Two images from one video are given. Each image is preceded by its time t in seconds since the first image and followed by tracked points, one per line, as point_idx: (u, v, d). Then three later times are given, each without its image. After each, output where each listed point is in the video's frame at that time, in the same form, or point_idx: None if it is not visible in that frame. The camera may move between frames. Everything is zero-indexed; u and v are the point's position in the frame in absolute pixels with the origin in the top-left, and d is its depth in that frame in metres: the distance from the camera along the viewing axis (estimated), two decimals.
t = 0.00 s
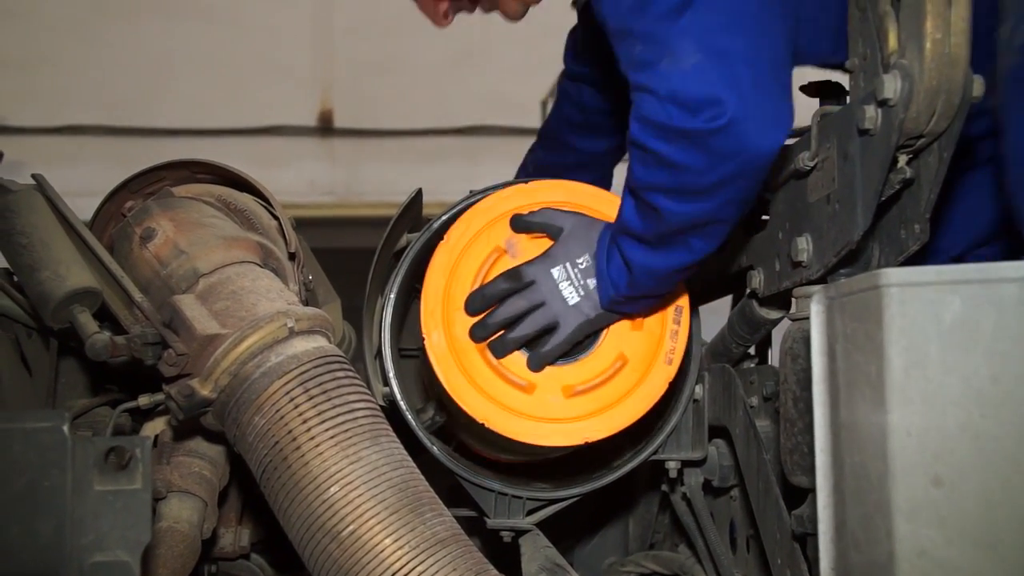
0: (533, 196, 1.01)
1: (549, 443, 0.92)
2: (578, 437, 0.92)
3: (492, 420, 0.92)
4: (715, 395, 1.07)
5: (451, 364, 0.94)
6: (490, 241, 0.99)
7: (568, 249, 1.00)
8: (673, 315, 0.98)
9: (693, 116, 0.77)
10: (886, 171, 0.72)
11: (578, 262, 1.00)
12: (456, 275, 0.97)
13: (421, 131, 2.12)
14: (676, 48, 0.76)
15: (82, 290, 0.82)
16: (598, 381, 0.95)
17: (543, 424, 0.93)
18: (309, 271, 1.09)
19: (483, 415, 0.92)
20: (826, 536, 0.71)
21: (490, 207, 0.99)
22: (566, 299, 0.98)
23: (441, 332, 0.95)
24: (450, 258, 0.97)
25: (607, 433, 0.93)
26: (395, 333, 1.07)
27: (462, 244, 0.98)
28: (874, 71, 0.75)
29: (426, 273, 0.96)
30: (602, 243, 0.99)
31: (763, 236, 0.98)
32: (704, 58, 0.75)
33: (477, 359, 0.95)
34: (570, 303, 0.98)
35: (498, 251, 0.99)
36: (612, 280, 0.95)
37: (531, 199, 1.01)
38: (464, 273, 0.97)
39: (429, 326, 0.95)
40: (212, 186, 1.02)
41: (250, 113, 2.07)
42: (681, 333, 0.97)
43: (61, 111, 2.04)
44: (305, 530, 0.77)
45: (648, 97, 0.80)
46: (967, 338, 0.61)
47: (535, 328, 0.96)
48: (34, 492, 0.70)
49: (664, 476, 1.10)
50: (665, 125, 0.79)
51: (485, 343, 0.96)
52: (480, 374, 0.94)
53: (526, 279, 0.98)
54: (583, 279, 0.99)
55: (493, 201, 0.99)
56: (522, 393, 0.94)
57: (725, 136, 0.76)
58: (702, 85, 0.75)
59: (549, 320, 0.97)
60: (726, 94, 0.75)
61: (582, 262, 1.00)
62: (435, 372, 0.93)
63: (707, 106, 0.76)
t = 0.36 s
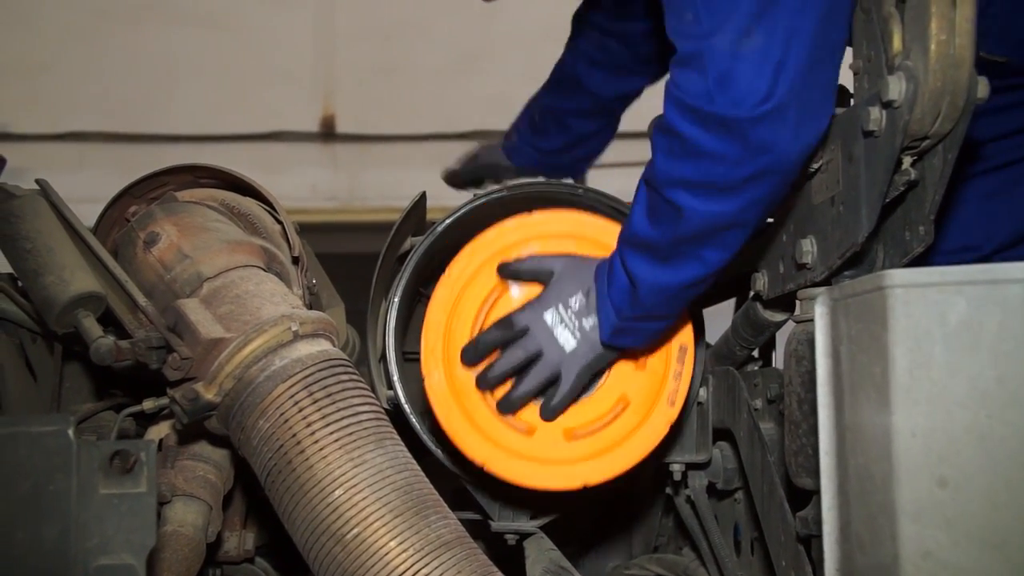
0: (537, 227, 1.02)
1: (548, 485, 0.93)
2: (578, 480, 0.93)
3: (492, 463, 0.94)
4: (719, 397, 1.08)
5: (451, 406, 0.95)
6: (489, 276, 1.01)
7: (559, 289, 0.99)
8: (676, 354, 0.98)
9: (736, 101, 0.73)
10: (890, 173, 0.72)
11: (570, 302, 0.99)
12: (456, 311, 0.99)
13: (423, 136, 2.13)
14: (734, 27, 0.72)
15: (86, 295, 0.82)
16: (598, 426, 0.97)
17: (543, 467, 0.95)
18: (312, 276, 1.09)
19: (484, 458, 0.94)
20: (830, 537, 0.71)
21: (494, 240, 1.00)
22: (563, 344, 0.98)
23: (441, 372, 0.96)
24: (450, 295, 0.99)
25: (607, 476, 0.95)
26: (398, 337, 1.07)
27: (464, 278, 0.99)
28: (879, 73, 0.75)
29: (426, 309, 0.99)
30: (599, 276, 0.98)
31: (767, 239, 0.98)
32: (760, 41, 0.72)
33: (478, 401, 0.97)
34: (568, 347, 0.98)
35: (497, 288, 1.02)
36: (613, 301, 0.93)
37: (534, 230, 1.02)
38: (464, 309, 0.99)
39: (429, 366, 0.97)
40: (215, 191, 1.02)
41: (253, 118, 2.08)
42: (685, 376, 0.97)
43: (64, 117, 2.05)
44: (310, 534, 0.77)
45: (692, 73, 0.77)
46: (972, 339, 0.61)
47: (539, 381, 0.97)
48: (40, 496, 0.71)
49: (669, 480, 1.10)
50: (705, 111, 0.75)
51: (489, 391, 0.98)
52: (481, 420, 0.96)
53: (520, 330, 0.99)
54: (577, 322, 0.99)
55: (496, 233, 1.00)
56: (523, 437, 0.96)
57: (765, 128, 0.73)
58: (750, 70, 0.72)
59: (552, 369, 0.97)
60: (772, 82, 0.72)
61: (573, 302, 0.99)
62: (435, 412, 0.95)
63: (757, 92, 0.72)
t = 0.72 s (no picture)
0: (542, 228, 1.03)
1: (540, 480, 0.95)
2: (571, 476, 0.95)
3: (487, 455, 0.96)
4: (722, 397, 1.08)
5: (449, 397, 0.98)
6: (495, 273, 1.02)
7: (541, 321, 0.98)
8: (674, 361, 0.99)
9: (755, 126, 0.74)
10: (896, 174, 0.72)
11: (553, 331, 0.98)
12: (460, 303, 1.01)
13: (426, 137, 2.13)
14: (754, 57, 0.71)
15: (91, 294, 0.82)
16: (594, 424, 0.98)
17: (536, 463, 0.97)
18: (317, 276, 1.09)
19: (478, 449, 0.96)
20: (836, 537, 0.71)
21: (501, 236, 1.03)
22: (554, 374, 0.96)
23: (441, 362, 0.99)
24: (454, 286, 1.01)
25: (599, 475, 0.96)
26: (403, 337, 1.07)
27: (472, 269, 1.02)
28: (884, 74, 0.75)
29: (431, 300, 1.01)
30: (582, 298, 0.98)
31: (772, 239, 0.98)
32: (779, 69, 0.72)
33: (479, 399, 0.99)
34: (559, 377, 0.96)
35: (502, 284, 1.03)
36: (610, 320, 0.93)
37: (539, 228, 1.03)
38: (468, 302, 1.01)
39: (430, 355, 0.99)
40: (221, 191, 1.02)
41: (256, 118, 2.09)
42: (683, 377, 0.99)
43: (67, 117, 2.06)
44: (315, 533, 0.77)
45: (704, 97, 0.76)
46: (977, 339, 0.61)
47: (539, 417, 0.95)
48: (47, 495, 0.71)
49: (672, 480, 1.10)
50: (720, 135, 0.75)
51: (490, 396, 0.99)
52: (479, 412, 0.98)
53: (506, 372, 0.97)
54: (565, 349, 0.98)
55: (502, 230, 1.03)
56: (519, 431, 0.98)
57: (784, 150, 0.74)
58: (770, 98, 0.73)
59: (549, 403, 0.96)
60: (789, 108, 0.73)
61: (558, 331, 0.98)
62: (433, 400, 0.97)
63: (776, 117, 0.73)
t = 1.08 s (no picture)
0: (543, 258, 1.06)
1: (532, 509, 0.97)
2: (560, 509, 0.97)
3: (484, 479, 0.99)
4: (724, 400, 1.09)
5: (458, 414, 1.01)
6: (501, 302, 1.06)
7: (449, 345, 1.00)
8: (680, 406, 0.98)
9: (684, 106, 0.73)
10: (900, 179, 0.72)
11: (458, 356, 0.99)
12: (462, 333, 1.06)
13: (428, 138, 2.14)
14: (702, 45, 0.70)
15: (98, 296, 0.82)
16: (592, 460, 0.97)
17: (530, 492, 0.98)
18: (321, 278, 1.10)
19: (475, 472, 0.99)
20: (838, 542, 0.71)
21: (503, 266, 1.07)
22: (469, 397, 0.97)
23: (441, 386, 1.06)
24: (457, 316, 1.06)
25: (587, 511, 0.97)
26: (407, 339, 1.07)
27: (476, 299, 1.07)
28: (888, 78, 0.75)
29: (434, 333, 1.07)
30: (495, 291, 0.95)
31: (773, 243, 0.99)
32: (722, 59, 0.71)
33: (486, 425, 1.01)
34: (475, 399, 0.96)
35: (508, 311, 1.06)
36: (523, 300, 0.90)
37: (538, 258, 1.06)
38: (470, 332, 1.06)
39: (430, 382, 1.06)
40: (225, 192, 1.03)
41: (258, 118, 2.09)
42: (686, 424, 0.97)
43: (68, 117, 2.06)
44: (319, 535, 0.77)
45: (641, 76, 0.74)
46: (980, 345, 0.61)
47: (473, 436, 0.97)
48: (51, 497, 0.71)
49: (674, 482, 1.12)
50: (650, 117, 0.73)
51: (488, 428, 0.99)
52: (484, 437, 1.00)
53: (432, 400, 0.99)
54: (471, 373, 0.97)
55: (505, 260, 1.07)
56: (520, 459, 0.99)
57: (709, 133, 0.73)
58: (706, 83, 0.72)
59: (478, 423, 0.97)
60: (721, 94, 0.72)
61: (462, 355, 0.99)
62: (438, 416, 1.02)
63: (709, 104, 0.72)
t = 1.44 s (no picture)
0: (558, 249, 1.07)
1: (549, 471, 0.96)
2: (578, 475, 0.95)
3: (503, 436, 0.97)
4: (727, 401, 1.10)
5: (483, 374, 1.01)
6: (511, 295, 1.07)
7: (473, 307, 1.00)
8: (705, 386, 0.99)
9: (699, 97, 0.71)
10: (902, 179, 0.73)
11: (479, 320, 0.99)
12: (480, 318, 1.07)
13: (429, 139, 2.14)
14: (710, 32, 0.69)
15: (101, 297, 0.82)
16: (614, 428, 0.98)
17: (550, 455, 0.97)
18: (324, 279, 1.10)
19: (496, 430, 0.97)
20: (841, 541, 0.71)
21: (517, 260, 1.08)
22: (487, 360, 0.96)
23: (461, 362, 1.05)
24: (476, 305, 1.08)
25: (606, 479, 0.96)
26: (409, 341, 1.07)
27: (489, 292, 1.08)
28: (891, 79, 0.76)
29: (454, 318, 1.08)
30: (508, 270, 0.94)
31: (776, 244, 0.99)
32: (735, 45, 0.69)
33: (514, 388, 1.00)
34: (494, 362, 0.96)
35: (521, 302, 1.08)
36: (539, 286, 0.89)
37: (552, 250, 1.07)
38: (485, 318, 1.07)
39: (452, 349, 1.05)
40: (228, 194, 1.03)
41: (259, 120, 2.09)
42: (708, 406, 0.99)
43: (69, 118, 2.06)
44: (322, 535, 0.77)
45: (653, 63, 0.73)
46: (983, 345, 0.61)
47: (488, 398, 0.96)
48: (57, 497, 0.71)
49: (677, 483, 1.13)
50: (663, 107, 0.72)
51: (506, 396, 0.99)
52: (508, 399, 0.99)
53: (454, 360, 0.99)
54: (489, 337, 0.97)
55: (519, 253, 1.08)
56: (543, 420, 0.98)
57: (728, 123, 0.71)
58: (721, 72, 0.71)
59: (495, 387, 0.96)
60: (738, 82, 0.70)
61: (482, 320, 0.99)
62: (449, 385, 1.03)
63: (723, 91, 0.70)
